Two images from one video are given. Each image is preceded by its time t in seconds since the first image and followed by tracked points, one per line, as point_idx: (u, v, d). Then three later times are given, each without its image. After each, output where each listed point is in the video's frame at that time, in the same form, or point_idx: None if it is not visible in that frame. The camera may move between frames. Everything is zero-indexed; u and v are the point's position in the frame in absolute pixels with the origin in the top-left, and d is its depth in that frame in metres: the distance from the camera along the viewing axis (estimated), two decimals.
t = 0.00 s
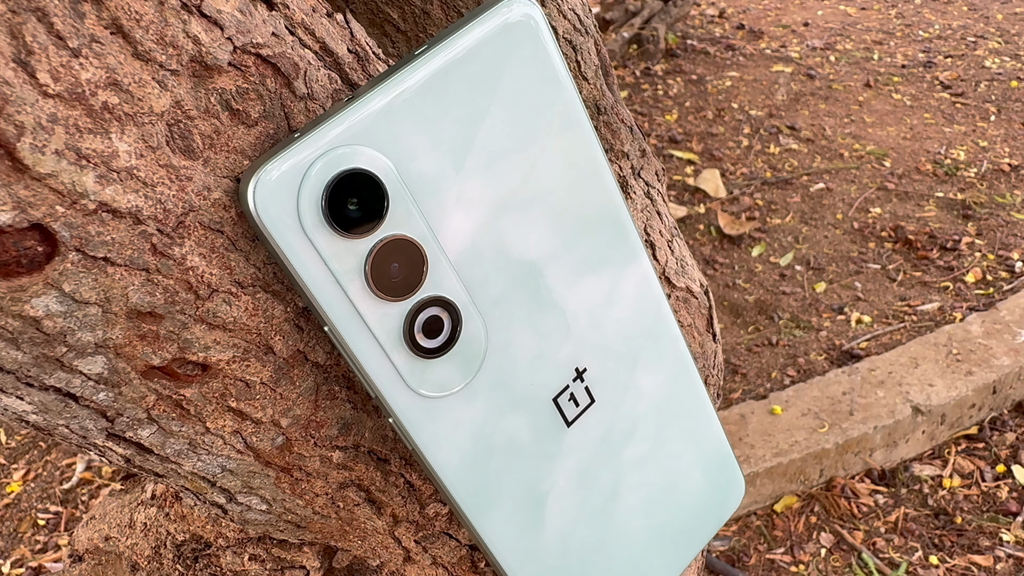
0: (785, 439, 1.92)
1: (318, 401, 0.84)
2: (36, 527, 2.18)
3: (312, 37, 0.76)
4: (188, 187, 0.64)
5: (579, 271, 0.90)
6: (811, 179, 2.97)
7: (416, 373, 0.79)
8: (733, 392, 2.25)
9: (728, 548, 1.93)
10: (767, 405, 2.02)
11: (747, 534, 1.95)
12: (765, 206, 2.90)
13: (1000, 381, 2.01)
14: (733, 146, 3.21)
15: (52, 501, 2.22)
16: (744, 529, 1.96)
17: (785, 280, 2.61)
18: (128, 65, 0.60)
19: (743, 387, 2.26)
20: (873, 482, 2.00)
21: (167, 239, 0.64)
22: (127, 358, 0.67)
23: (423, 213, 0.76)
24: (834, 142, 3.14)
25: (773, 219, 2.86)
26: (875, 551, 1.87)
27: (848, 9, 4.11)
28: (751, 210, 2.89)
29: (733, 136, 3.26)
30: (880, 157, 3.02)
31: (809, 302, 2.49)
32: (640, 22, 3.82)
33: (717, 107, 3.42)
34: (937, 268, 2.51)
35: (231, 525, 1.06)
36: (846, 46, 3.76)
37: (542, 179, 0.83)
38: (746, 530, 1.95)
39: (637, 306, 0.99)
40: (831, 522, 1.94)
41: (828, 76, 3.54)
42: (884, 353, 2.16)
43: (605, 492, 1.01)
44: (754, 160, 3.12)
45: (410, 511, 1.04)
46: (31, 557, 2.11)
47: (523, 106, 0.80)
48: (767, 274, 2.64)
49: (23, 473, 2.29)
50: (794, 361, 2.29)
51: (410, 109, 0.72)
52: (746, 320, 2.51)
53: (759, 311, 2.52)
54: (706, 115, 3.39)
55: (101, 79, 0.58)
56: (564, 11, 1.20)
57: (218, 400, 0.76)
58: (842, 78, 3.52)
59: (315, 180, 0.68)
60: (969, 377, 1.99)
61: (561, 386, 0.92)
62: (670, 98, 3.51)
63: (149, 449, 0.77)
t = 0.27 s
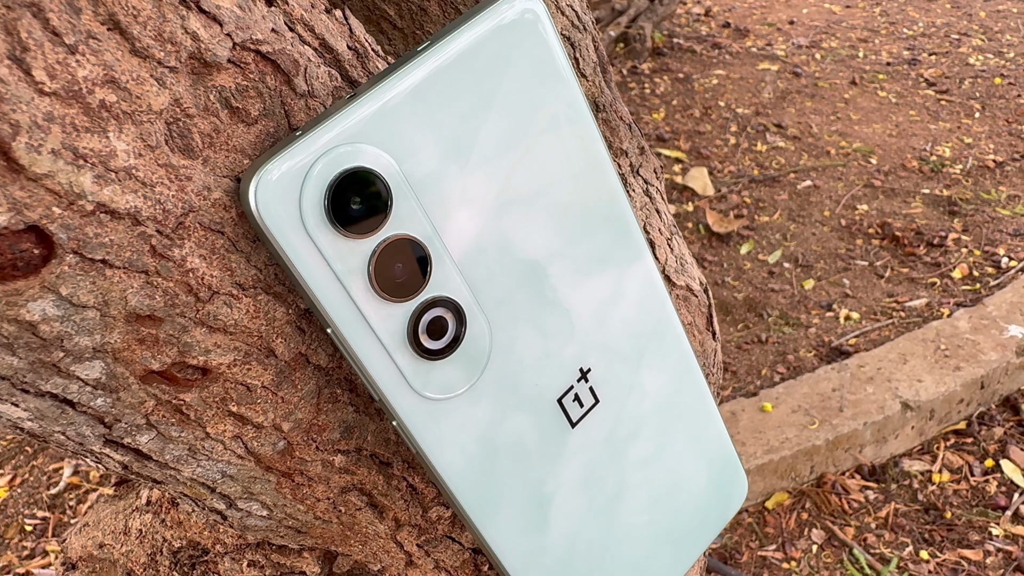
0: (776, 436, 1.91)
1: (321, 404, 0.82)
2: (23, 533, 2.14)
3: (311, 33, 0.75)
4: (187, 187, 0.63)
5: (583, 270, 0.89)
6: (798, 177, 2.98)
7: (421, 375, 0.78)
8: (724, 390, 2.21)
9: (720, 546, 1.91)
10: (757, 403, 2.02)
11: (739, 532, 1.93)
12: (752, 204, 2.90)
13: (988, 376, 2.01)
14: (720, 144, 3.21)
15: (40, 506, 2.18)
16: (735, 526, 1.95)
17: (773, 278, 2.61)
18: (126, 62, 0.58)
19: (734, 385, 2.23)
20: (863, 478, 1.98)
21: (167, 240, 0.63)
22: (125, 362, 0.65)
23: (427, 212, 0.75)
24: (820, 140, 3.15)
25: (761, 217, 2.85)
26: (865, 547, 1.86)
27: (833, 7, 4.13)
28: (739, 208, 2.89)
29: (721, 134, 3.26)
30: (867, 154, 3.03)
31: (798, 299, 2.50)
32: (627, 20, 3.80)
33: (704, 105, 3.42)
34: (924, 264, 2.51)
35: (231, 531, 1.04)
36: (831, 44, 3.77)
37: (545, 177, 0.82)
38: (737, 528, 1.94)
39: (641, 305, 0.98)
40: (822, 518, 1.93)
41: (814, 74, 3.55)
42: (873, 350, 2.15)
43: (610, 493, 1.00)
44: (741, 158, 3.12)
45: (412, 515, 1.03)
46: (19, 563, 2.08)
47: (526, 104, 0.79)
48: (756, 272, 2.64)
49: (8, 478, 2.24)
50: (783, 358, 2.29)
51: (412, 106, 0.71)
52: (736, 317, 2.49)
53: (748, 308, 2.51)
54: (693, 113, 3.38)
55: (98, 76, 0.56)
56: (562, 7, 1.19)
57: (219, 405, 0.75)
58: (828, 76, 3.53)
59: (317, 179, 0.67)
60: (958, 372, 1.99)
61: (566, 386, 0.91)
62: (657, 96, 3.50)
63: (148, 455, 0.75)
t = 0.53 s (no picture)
0: (767, 433, 1.90)
1: (324, 406, 0.81)
2: (10, 539, 2.11)
3: (312, 30, 0.74)
4: (189, 187, 0.62)
5: (587, 269, 0.89)
6: (786, 174, 2.98)
7: (426, 376, 0.77)
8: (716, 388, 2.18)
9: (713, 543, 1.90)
10: (748, 399, 2.00)
11: (732, 529, 1.93)
12: (741, 201, 2.91)
13: (977, 371, 2.00)
14: (708, 142, 3.21)
15: (27, 512, 2.15)
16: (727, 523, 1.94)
17: (763, 275, 2.61)
18: (127, 59, 0.57)
19: (726, 383, 2.21)
20: (854, 474, 1.99)
21: (169, 241, 0.61)
22: (126, 366, 0.64)
23: (432, 210, 0.74)
24: (808, 137, 3.15)
25: (750, 214, 2.85)
26: (857, 543, 1.86)
27: (818, 5, 4.14)
28: (728, 206, 2.89)
29: (709, 132, 3.27)
30: (854, 151, 3.04)
31: (787, 296, 2.50)
32: (615, 20, 3.80)
33: (692, 103, 3.42)
34: (912, 260, 2.51)
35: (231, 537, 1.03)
36: (817, 42, 3.79)
37: (550, 174, 0.82)
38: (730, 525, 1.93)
39: (644, 303, 0.98)
40: (814, 514, 1.93)
41: (801, 72, 3.56)
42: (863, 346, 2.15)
43: (616, 493, 0.99)
44: (729, 156, 3.12)
45: (416, 517, 1.02)
46: (7, 569, 2.05)
47: (529, 101, 0.78)
48: (745, 270, 2.64)
49: None
50: (774, 355, 2.29)
51: (416, 103, 0.71)
52: (726, 315, 2.49)
53: (738, 306, 2.51)
54: (681, 111, 3.39)
55: (99, 74, 0.55)
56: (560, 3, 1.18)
57: (221, 408, 0.74)
58: (815, 73, 3.54)
59: (322, 178, 0.66)
60: (947, 367, 1.99)
61: (571, 386, 0.90)
62: (645, 95, 3.50)
63: (149, 460, 0.73)
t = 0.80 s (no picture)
0: (757, 430, 1.90)
1: (323, 407, 0.80)
2: None
3: (308, 24, 0.73)
4: (185, 184, 0.61)
5: (587, 266, 0.88)
6: (773, 172, 2.98)
7: (427, 375, 0.76)
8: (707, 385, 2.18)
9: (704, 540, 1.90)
10: (738, 397, 2.01)
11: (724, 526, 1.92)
12: (729, 199, 2.92)
13: (964, 366, 2.01)
14: (695, 140, 3.22)
15: (14, 518, 2.12)
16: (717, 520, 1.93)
17: (751, 273, 2.62)
18: (121, 54, 0.56)
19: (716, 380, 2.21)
20: (843, 469, 1.99)
21: (165, 240, 0.60)
22: (122, 368, 0.63)
23: (432, 207, 0.73)
24: (794, 135, 3.16)
25: (738, 212, 2.86)
26: (848, 538, 1.86)
27: (803, 3, 4.16)
28: (715, 203, 2.90)
29: (696, 130, 3.28)
30: (840, 148, 3.05)
31: (775, 293, 2.51)
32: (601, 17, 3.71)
33: (679, 102, 3.43)
34: (899, 257, 2.52)
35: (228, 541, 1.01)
36: (802, 40, 3.80)
37: (549, 171, 0.81)
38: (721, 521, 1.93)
39: (644, 300, 0.97)
40: (805, 510, 1.93)
41: (787, 70, 3.57)
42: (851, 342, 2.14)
43: (617, 491, 0.98)
44: (716, 154, 3.13)
45: (415, 518, 1.01)
46: None
47: (529, 96, 0.78)
48: (733, 267, 2.65)
49: None
50: (763, 352, 2.30)
51: (416, 98, 0.70)
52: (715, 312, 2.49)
53: (726, 303, 2.51)
54: (668, 109, 3.39)
55: (92, 68, 0.54)
56: None
57: (219, 410, 0.72)
58: (801, 71, 3.55)
59: (320, 173, 0.65)
60: (935, 362, 2.00)
61: (571, 384, 0.90)
62: (632, 93, 3.50)
63: (144, 464, 0.72)
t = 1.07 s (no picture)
0: (746, 427, 1.91)
1: (321, 409, 0.80)
2: None
3: (303, 25, 0.73)
4: (182, 186, 0.60)
5: (584, 265, 0.88)
6: (759, 170, 3.00)
7: (425, 376, 0.76)
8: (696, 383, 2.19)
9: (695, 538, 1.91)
10: (727, 395, 2.02)
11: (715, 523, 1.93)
12: (716, 198, 2.93)
13: (951, 362, 2.03)
14: (683, 139, 3.23)
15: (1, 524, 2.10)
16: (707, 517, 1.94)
17: (739, 271, 2.63)
18: (117, 55, 0.55)
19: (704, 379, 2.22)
20: (832, 466, 2.00)
21: (162, 243, 0.60)
22: (118, 372, 0.62)
23: (430, 208, 0.73)
24: (781, 133, 3.17)
25: (725, 210, 2.88)
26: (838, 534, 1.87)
27: (788, 2, 4.19)
28: (703, 202, 2.91)
29: (683, 129, 3.29)
30: (826, 146, 3.07)
31: (763, 291, 2.52)
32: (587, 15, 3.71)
33: (666, 101, 3.44)
34: (885, 254, 2.54)
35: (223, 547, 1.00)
36: (788, 39, 3.82)
37: (546, 170, 0.81)
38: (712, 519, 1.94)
39: (641, 299, 0.98)
40: (795, 507, 1.94)
41: (772, 68, 3.59)
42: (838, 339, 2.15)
43: (615, 490, 0.98)
44: (704, 152, 3.15)
45: (413, 520, 1.00)
46: None
47: (525, 97, 0.78)
48: (721, 266, 2.66)
49: None
50: (752, 350, 2.31)
51: (413, 99, 0.70)
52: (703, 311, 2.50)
53: (715, 302, 2.52)
54: (655, 109, 3.41)
55: (88, 70, 0.54)
56: None
57: (216, 414, 0.72)
58: (786, 70, 3.57)
59: (318, 174, 0.65)
60: (921, 359, 2.01)
61: (569, 384, 0.90)
62: (619, 93, 3.51)
63: (141, 469, 0.71)
